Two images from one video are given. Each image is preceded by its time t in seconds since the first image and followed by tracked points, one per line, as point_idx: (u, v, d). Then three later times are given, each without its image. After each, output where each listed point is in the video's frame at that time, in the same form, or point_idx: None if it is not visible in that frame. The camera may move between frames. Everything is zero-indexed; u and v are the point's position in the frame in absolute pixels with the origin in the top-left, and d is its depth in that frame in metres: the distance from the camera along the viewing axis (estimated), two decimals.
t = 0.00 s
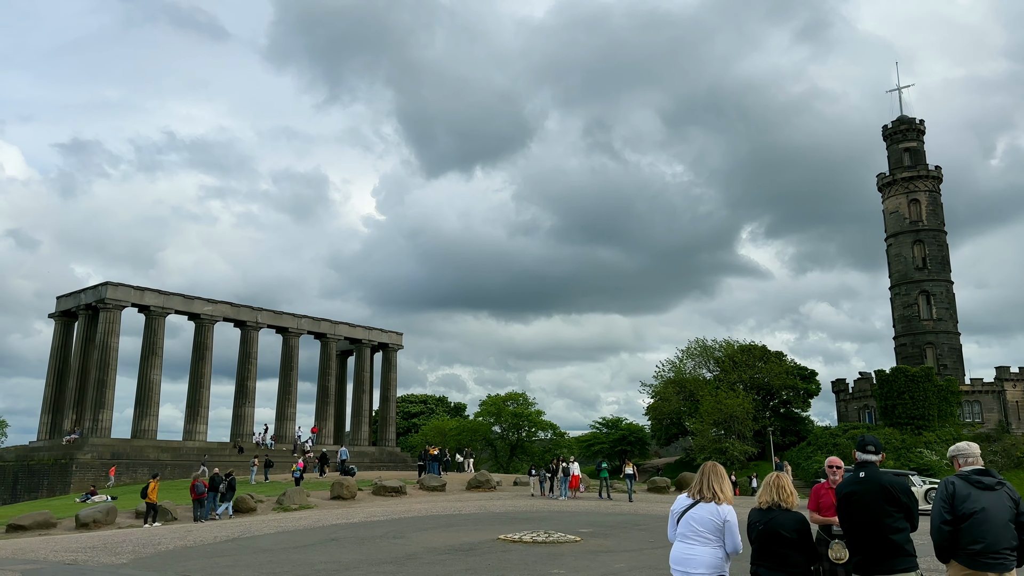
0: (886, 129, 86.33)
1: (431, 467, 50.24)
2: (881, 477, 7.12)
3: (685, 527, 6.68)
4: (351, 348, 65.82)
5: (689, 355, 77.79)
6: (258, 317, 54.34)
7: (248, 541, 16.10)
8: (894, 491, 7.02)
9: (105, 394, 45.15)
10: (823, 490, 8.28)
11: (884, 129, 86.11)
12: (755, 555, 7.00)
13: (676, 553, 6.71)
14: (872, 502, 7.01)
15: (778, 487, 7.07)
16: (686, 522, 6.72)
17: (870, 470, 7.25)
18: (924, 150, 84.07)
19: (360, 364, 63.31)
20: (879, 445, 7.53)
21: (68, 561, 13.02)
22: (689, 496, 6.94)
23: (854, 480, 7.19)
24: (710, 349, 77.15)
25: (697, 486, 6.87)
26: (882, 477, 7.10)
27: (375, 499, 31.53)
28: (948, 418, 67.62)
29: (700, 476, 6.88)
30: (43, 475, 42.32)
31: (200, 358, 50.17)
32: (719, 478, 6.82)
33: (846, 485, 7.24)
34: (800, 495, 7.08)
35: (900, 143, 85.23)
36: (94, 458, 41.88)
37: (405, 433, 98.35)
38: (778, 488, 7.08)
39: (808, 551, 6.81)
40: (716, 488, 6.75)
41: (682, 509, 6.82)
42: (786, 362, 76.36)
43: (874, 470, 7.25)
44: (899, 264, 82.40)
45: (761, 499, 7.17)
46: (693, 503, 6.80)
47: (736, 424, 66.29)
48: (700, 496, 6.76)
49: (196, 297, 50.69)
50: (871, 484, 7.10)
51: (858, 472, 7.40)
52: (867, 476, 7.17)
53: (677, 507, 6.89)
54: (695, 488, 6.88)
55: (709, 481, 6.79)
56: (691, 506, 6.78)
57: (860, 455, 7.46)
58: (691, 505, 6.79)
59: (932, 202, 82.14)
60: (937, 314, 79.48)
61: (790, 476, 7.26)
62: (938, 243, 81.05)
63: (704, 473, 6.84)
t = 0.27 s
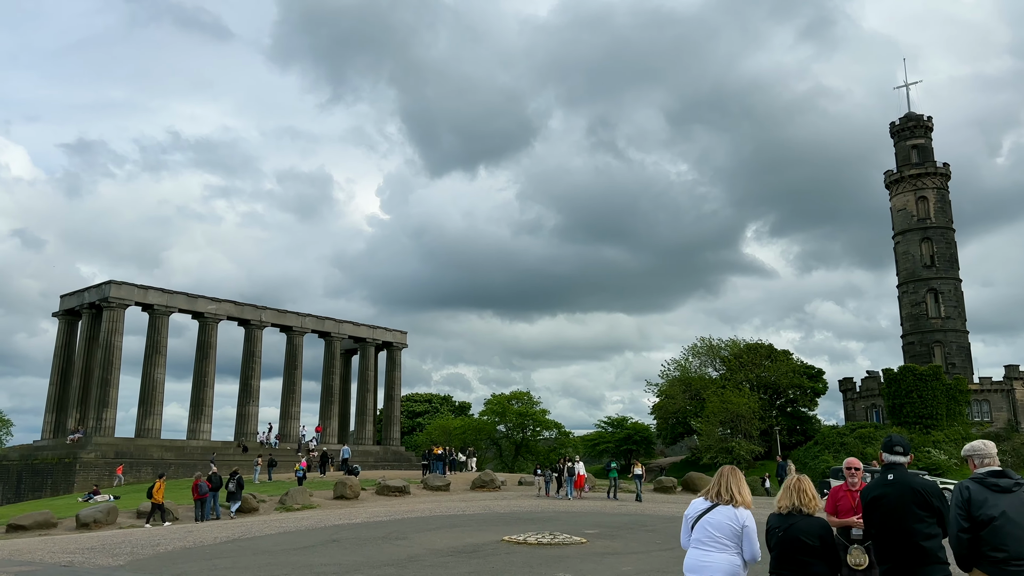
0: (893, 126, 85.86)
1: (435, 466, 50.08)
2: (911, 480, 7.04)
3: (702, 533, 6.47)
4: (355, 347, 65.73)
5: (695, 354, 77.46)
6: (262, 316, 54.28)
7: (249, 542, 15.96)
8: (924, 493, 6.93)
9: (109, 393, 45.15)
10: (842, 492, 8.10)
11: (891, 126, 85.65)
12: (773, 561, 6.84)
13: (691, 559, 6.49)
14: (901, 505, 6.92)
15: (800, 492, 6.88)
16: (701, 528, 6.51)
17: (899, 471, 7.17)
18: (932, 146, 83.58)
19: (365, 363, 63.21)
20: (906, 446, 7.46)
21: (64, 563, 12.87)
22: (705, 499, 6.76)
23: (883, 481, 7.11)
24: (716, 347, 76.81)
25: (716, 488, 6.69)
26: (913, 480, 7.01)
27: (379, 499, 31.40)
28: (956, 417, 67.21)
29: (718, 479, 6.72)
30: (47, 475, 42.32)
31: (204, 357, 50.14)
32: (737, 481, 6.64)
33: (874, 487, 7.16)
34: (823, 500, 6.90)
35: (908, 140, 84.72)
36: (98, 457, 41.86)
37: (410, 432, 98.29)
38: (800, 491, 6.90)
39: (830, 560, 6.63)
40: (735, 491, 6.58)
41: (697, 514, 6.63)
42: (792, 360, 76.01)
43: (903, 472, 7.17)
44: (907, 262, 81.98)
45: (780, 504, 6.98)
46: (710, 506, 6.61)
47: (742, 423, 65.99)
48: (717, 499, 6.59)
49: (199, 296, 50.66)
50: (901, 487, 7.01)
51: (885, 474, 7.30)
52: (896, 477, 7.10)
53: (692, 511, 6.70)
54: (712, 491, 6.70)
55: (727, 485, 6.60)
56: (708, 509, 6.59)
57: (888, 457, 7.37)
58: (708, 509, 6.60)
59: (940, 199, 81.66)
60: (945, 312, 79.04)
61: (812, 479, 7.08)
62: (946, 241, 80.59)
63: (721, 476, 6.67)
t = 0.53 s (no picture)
0: (899, 122, 85.49)
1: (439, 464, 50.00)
2: (954, 475, 6.75)
3: (717, 531, 6.31)
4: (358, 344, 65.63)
5: (699, 352, 77.19)
6: (265, 313, 54.20)
7: (250, 540, 15.83)
8: (967, 490, 6.61)
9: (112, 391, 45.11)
10: (862, 490, 8.19)
11: (897, 122, 85.24)
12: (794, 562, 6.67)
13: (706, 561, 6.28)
14: (941, 502, 6.65)
15: (821, 488, 6.72)
16: (717, 526, 6.35)
17: (939, 467, 6.90)
18: (938, 143, 83.17)
19: (368, 360, 63.12)
20: (945, 439, 7.18)
21: (59, 562, 12.72)
22: (719, 498, 6.61)
23: (923, 477, 6.83)
24: (721, 345, 76.45)
25: (731, 485, 6.57)
26: (955, 476, 6.72)
27: (382, 497, 31.30)
28: (963, 415, 66.90)
29: (732, 478, 6.60)
30: (50, 472, 42.30)
31: (207, 355, 50.07)
32: (751, 478, 6.56)
33: (912, 483, 6.90)
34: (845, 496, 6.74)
35: (914, 136, 84.32)
36: (100, 455, 41.82)
37: (413, 429, 98.24)
38: (821, 488, 6.73)
39: (854, 559, 6.48)
40: (752, 489, 6.47)
41: (711, 512, 6.48)
42: (797, 358, 75.74)
43: (944, 467, 6.89)
44: (913, 259, 81.64)
45: (799, 504, 6.84)
46: (725, 503, 6.47)
47: (747, 421, 65.77)
48: (732, 495, 6.48)
49: (202, 293, 50.61)
50: (943, 483, 6.73)
51: (924, 467, 7.05)
52: (937, 473, 6.81)
53: (706, 510, 6.53)
54: (726, 489, 6.58)
55: (742, 481, 6.52)
56: (723, 507, 6.45)
57: (926, 450, 7.09)
58: (723, 507, 6.46)
59: (947, 196, 81.26)
60: (951, 309, 78.72)
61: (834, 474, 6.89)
62: (952, 238, 80.23)
63: (734, 473, 6.59)
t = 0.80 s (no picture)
0: (904, 118, 85.12)
1: (441, 462, 49.85)
2: (1007, 474, 6.62)
3: (729, 531, 6.15)
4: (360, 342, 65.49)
5: (703, 350, 76.93)
6: (266, 311, 54.08)
7: (248, 539, 15.67)
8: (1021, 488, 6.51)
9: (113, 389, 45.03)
10: (883, 488, 8.05)
11: (902, 119, 84.89)
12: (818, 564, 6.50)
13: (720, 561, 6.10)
14: (994, 502, 6.51)
15: (848, 487, 6.54)
16: (729, 525, 6.20)
17: (989, 465, 6.75)
18: (943, 139, 82.83)
19: (370, 358, 62.99)
20: (993, 435, 7.01)
21: (53, 562, 12.57)
22: (732, 496, 6.43)
23: (976, 476, 6.66)
24: (725, 343, 76.04)
25: (743, 483, 6.40)
26: (1009, 475, 6.60)
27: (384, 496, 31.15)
28: (968, 413, 66.64)
29: (744, 474, 6.44)
30: (50, 470, 42.24)
31: (208, 353, 49.97)
32: (764, 475, 6.39)
33: (965, 481, 6.69)
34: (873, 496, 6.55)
35: (919, 132, 83.98)
36: (101, 453, 41.74)
37: (415, 428, 98.17)
38: (847, 487, 6.56)
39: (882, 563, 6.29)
40: (765, 485, 6.33)
41: (722, 512, 6.31)
42: (801, 356, 75.49)
43: (993, 465, 6.75)
44: (918, 256, 81.35)
45: (823, 504, 6.65)
46: (739, 502, 6.30)
47: (751, 419, 65.55)
48: (745, 492, 6.32)
49: (203, 291, 50.49)
50: (997, 483, 6.57)
51: (973, 465, 6.87)
52: (990, 471, 6.67)
53: (719, 509, 6.34)
54: (739, 486, 6.41)
55: (754, 478, 6.36)
56: (736, 505, 6.27)
57: (975, 446, 6.91)
58: (737, 505, 6.29)
59: (952, 193, 80.93)
60: (956, 307, 78.43)
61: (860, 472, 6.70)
62: (957, 235, 79.91)
63: (746, 470, 6.41)
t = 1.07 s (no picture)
0: (907, 114, 84.83)
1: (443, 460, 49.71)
2: None
3: (737, 528, 6.00)
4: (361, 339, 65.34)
5: (705, 347, 76.73)
6: (267, 308, 53.96)
7: (243, 538, 15.51)
8: None
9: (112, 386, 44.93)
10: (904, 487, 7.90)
11: (905, 115, 84.60)
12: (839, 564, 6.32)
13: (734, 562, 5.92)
14: None
15: (872, 487, 6.35)
16: (736, 524, 6.05)
17: None
18: (947, 135, 82.54)
19: (371, 355, 62.86)
20: None
21: (43, 561, 12.40)
22: (740, 493, 6.26)
23: None
24: (727, 340, 75.92)
25: (751, 479, 6.24)
26: None
27: (383, 493, 31.05)
28: (972, 410, 66.41)
29: (750, 470, 6.27)
30: (50, 467, 42.15)
31: (208, 350, 49.84)
32: (771, 471, 6.26)
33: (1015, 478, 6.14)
34: (900, 494, 6.39)
35: (922, 128, 83.71)
36: (100, 450, 41.62)
37: (417, 425, 98.11)
38: (871, 486, 6.37)
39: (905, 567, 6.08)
40: (773, 480, 6.18)
41: (731, 508, 6.15)
42: (804, 353, 75.33)
43: None
44: (922, 252, 81.11)
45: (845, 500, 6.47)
46: (748, 499, 6.13)
47: (753, 416, 65.37)
48: (754, 488, 6.16)
49: (204, 288, 50.36)
50: None
51: None
52: None
53: (727, 508, 6.17)
54: (747, 483, 6.25)
55: (763, 473, 6.23)
56: (745, 503, 6.10)
57: None
58: (747, 501, 6.12)
59: (956, 189, 80.65)
60: (960, 303, 78.20)
61: (885, 470, 6.57)
62: (961, 231, 79.64)
63: (754, 466, 6.29)
